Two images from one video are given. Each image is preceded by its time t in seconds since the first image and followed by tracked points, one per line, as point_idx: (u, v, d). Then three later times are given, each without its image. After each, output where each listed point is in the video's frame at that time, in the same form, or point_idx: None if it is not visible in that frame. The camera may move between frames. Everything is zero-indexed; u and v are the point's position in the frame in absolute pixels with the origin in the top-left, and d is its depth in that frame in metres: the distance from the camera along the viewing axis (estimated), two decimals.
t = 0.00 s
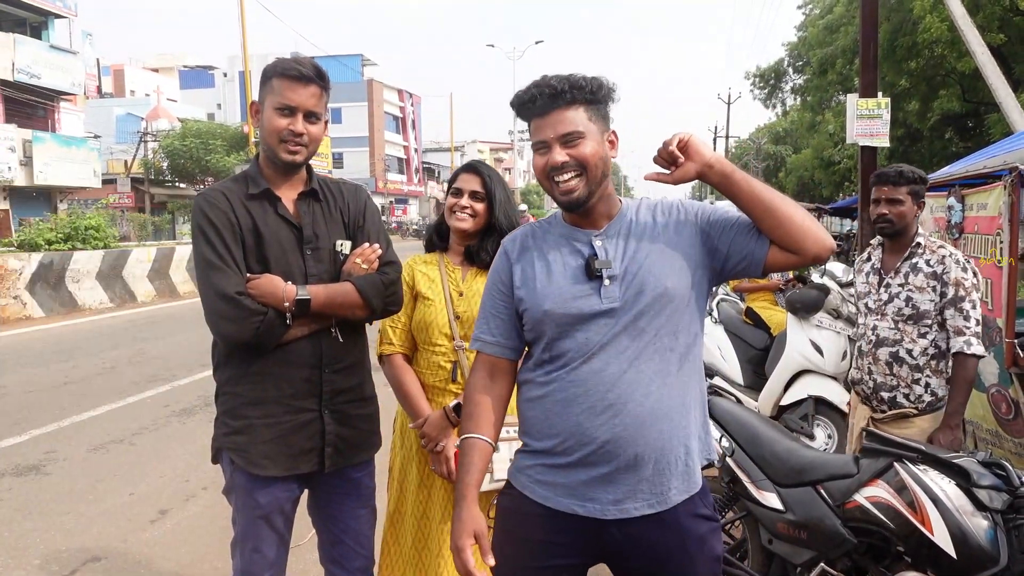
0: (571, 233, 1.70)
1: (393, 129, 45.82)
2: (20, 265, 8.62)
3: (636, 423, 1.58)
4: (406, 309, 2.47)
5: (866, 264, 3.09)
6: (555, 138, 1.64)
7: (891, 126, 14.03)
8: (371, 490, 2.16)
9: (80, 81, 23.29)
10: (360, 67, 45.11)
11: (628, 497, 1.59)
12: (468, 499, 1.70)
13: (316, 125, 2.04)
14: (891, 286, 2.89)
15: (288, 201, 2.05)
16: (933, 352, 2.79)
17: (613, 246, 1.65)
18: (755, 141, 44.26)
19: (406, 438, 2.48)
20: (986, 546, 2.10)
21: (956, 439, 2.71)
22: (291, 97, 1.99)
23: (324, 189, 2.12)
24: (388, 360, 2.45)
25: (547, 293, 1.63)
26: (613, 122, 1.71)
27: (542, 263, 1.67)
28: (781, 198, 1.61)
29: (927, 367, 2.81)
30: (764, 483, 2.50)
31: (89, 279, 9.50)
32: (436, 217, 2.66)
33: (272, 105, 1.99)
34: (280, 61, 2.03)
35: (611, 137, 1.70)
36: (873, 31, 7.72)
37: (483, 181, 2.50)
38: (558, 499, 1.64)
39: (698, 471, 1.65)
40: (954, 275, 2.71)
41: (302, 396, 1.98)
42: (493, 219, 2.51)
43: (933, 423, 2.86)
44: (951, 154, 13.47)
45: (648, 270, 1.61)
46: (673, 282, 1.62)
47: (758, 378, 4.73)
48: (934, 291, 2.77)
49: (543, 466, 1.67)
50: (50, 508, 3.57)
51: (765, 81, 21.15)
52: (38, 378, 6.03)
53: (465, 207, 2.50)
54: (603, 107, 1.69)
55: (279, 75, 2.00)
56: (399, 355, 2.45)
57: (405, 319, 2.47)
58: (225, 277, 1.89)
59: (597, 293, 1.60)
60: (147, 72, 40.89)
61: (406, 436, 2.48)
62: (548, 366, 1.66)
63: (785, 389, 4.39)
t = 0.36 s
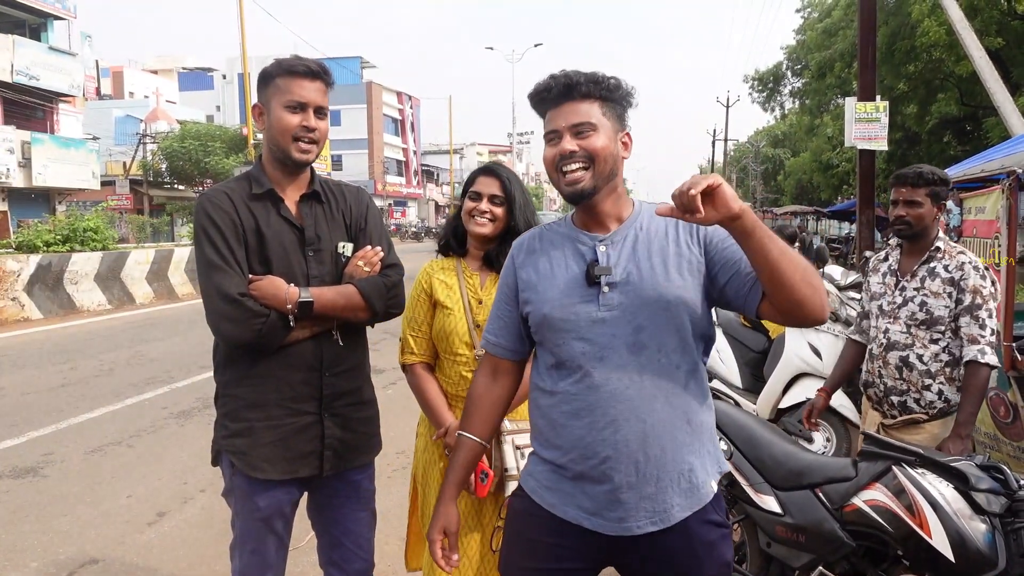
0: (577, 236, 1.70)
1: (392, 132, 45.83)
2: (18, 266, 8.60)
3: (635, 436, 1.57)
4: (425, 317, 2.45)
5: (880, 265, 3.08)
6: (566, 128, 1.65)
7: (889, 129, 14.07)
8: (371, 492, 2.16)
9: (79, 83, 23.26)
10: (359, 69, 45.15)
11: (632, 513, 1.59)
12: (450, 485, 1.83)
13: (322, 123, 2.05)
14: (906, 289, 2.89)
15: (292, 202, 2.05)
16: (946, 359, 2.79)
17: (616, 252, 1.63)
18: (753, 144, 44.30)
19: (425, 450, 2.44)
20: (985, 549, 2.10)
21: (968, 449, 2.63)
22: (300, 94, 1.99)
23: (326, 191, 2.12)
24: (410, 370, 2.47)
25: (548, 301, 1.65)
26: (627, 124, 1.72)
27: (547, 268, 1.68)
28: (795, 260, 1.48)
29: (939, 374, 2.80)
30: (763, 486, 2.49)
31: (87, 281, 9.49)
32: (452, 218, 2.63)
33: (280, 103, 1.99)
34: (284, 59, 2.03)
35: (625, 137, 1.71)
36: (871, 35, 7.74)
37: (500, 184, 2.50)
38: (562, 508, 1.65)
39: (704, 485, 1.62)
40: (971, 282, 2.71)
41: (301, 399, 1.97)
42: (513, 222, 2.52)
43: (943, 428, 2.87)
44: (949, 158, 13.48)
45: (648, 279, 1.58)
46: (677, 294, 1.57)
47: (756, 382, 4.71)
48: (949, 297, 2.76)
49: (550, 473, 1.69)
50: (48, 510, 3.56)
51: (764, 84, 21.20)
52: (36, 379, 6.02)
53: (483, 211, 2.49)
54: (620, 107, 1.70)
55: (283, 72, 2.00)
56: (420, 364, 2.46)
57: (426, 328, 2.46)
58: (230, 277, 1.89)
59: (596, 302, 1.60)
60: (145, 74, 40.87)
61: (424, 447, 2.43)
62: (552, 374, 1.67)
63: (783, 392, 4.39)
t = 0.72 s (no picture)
0: (596, 237, 1.70)
1: (393, 132, 45.85)
2: (19, 266, 8.60)
3: (639, 442, 1.57)
4: (450, 317, 2.46)
5: (890, 264, 3.07)
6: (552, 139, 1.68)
7: (890, 129, 14.06)
8: (376, 493, 2.16)
9: (80, 83, 23.24)
10: (359, 69, 45.16)
11: (635, 519, 1.59)
12: (473, 473, 1.82)
13: (326, 124, 2.06)
14: (918, 291, 2.88)
15: (295, 203, 2.06)
16: (958, 362, 2.80)
17: (628, 256, 1.61)
18: (753, 144, 44.28)
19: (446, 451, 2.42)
20: (985, 548, 2.11)
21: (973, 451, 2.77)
22: (304, 95, 2.00)
23: (330, 191, 2.13)
24: (433, 370, 2.47)
25: (560, 301, 1.66)
26: (617, 127, 1.63)
27: (563, 269, 1.70)
28: (795, 285, 1.44)
29: (951, 376, 2.81)
30: (763, 486, 2.50)
31: (88, 281, 9.50)
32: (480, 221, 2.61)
33: (284, 104, 1.99)
34: (288, 60, 2.04)
35: (613, 142, 1.63)
36: (872, 35, 7.75)
37: (519, 189, 2.46)
38: (568, 508, 1.67)
39: (712, 494, 1.61)
40: (987, 286, 2.72)
41: (307, 400, 1.98)
42: (532, 227, 2.46)
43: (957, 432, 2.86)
44: (950, 158, 13.48)
45: (656, 287, 1.55)
46: (685, 303, 1.54)
47: (757, 382, 4.72)
48: (964, 301, 2.77)
49: (559, 472, 1.70)
50: (51, 509, 3.57)
51: (764, 85, 21.19)
52: (38, 379, 6.03)
53: (500, 216, 2.45)
54: (609, 109, 1.64)
55: (286, 71, 2.01)
56: (444, 364, 2.46)
57: (451, 328, 2.46)
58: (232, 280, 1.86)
59: (603, 307, 1.60)
60: (146, 74, 40.88)
61: (445, 448, 2.42)
62: (563, 375, 1.68)
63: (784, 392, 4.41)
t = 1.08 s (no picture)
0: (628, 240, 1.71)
1: (391, 136, 45.90)
2: (17, 271, 8.59)
3: (652, 442, 1.57)
4: (459, 319, 2.50)
5: (888, 268, 3.08)
6: (611, 133, 1.65)
7: (887, 133, 14.10)
8: (375, 498, 2.16)
9: (77, 86, 23.14)
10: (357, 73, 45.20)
11: (643, 519, 1.59)
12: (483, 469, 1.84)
13: (327, 127, 2.05)
14: (916, 295, 2.89)
15: (299, 206, 2.06)
16: (956, 366, 2.81)
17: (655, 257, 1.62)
18: (751, 148, 44.34)
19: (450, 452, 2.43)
20: (983, 551, 2.12)
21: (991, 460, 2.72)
22: (306, 99, 2.01)
23: (333, 195, 2.14)
24: (442, 371, 2.51)
25: (586, 296, 1.69)
26: (682, 129, 1.64)
27: (592, 267, 1.72)
28: (730, 323, 1.42)
29: (949, 380, 2.82)
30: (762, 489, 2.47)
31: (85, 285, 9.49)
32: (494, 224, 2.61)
33: (286, 108, 2.00)
34: (291, 63, 2.05)
35: (675, 141, 1.63)
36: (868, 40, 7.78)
37: (535, 193, 2.45)
38: (580, 505, 1.68)
39: (725, 503, 1.59)
40: (985, 290, 2.73)
41: (307, 405, 1.98)
42: (547, 230, 2.45)
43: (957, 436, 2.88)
44: (946, 161, 13.53)
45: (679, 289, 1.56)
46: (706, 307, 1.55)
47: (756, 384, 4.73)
48: (962, 305, 2.78)
49: (574, 470, 1.71)
50: (49, 513, 3.57)
51: (762, 88, 21.25)
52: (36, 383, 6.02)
53: (516, 220, 2.45)
54: (673, 110, 1.64)
55: (289, 76, 2.02)
56: (451, 365, 2.49)
57: (460, 329, 2.49)
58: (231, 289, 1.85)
59: (627, 304, 1.61)
60: (144, 78, 40.91)
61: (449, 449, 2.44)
62: (583, 372, 1.70)
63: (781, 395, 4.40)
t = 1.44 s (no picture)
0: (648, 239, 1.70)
1: (386, 136, 45.87)
2: (11, 272, 8.55)
3: (686, 444, 1.58)
4: (460, 318, 2.49)
5: (883, 267, 3.10)
6: (664, 129, 1.63)
7: (882, 133, 14.13)
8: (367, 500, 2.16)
9: (72, 87, 23.11)
10: (353, 74, 45.16)
11: (677, 519, 1.59)
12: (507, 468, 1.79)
13: (320, 127, 2.07)
14: (910, 294, 2.90)
15: (292, 207, 2.06)
16: (950, 365, 2.81)
17: (680, 258, 1.63)
18: (746, 147, 44.43)
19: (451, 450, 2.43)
20: (977, 549, 2.15)
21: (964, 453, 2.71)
22: (297, 97, 2.01)
23: (328, 196, 2.13)
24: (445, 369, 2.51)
25: (605, 298, 1.66)
26: (716, 138, 1.70)
27: (608, 268, 1.69)
28: (811, 309, 1.48)
29: (944, 380, 2.83)
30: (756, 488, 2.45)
31: (80, 286, 9.47)
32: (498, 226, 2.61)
33: (277, 106, 2.01)
34: (281, 61, 2.05)
35: (712, 150, 1.68)
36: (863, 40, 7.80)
37: (538, 194, 2.47)
38: (607, 509, 1.66)
39: (753, 499, 1.62)
40: (976, 288, 2.74)
41: (297, 408, 1.98)
42: (549, 231, 2.45)
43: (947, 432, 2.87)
44: (940, 161, 13.57)
45: (707, 289, 1.57)
46: (741, 308, 1.56)
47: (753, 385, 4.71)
48: (955, 303, 2.79)
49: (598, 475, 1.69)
50: (42, 515, 3.56)
51: (757, 88, 21.28)
52: (30, 385, 6.01)
53: (519, 221, 2.46)
54: (713, 117, 1.69)
55: (280, 75, 2.02)
56: (454, 364, 2.50)
57: (461, 329, 2.49)
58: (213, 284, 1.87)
59: (655, 305, 1.60)
60: (139, 78, 40.81)
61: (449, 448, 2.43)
62: (604, 374, 1.67)
63: (777, 395, 4.41)
